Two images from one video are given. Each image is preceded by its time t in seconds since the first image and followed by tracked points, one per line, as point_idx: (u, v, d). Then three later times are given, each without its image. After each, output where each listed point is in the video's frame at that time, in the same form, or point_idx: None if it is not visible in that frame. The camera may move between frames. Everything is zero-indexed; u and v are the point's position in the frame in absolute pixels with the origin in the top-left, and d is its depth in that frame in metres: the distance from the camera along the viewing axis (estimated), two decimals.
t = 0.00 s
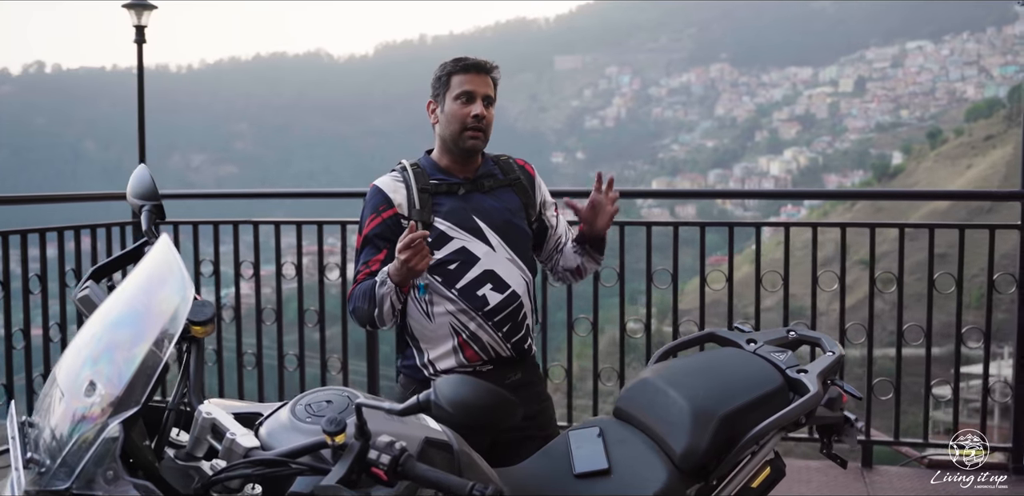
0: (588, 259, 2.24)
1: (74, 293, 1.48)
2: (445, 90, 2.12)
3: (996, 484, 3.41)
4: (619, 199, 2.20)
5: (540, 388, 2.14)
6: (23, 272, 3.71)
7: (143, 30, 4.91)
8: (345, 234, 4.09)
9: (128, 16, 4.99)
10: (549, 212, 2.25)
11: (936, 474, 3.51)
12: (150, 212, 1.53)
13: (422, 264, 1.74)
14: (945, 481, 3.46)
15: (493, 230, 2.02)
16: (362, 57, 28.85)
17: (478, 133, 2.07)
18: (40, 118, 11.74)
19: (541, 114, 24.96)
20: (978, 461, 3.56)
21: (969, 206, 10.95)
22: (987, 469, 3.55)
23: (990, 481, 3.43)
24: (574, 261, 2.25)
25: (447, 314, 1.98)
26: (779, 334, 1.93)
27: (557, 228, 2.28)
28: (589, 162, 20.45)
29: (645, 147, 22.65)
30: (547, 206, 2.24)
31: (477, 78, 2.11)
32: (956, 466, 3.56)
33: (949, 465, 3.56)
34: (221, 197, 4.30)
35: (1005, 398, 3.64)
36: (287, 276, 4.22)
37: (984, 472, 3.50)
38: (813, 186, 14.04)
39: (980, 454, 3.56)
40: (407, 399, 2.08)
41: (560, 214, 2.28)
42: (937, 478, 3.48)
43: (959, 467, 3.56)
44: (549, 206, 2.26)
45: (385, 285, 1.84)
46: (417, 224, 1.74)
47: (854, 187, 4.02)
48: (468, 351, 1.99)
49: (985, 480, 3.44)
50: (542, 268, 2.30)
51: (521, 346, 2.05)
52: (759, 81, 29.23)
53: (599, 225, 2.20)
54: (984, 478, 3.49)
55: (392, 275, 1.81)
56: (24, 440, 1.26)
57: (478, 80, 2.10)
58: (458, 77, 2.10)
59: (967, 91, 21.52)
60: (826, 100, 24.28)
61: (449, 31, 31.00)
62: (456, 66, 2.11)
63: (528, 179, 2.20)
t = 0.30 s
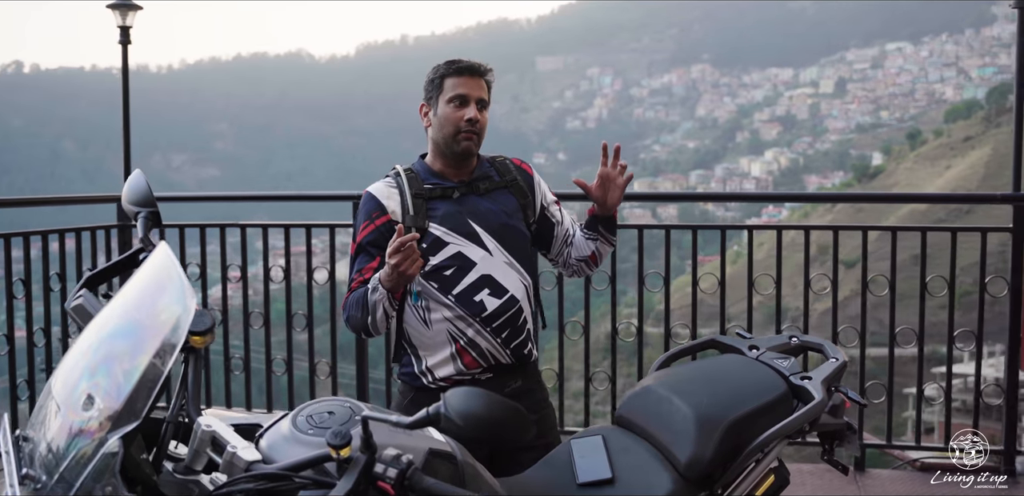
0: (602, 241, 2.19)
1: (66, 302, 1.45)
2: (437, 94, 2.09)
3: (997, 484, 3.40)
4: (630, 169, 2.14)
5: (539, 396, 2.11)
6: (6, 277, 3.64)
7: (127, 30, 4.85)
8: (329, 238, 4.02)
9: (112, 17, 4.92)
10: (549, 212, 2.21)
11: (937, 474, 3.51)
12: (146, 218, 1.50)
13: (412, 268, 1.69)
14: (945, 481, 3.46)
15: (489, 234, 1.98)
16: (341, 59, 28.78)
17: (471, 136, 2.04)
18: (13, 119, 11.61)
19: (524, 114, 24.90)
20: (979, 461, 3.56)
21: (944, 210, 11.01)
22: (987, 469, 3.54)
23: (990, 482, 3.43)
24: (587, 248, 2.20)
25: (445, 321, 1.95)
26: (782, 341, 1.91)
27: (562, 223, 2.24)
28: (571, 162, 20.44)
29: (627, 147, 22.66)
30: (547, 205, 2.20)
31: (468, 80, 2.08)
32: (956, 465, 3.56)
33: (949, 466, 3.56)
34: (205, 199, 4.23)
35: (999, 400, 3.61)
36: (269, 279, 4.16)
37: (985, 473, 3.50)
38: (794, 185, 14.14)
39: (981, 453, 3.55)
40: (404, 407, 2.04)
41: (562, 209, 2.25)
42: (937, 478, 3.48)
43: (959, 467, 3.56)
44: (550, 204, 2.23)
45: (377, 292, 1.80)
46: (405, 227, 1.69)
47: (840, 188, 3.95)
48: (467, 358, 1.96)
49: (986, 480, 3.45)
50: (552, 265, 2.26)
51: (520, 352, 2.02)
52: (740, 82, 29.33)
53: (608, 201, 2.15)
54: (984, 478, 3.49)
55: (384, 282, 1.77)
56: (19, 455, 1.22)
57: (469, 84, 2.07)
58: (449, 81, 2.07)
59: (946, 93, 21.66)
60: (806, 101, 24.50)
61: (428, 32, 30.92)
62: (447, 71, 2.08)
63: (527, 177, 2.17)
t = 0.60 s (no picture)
0: (621, 247, 2.17)
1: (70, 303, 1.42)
2: (436, 97, 2.07)
3: (997, 484, 3.41)
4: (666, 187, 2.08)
5: (543, 399, 2.09)
6: None
7: (117, 29, 4.80)
8: (324, 239, 3.99)
9: (102, 16, 4.88)
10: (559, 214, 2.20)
11: (937, 474, 3.51)
12: (149, 221, 1.48)
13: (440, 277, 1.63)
14: (945, 481, 3.46)
15: (498, 237, 1.96)
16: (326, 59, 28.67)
17: (462, 140, 2.00)
18: None
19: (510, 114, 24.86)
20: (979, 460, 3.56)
21: (928, 211, 11.00)
22: (987, 468, 3.54)
23: (990, 482, 3.43)
24: (606, 251, 2.19)
25: (451, 324, 1.93)
26: (790, 343, 1.90)
27: (571, 226, 2.23)
28: (558, 163, 20.43)
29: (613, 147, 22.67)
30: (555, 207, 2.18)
31: (467, 80, 2.04)
32: (956, 465, 3.56)
33: (949, 466, 3.56)
34: (197, 200, 4.19)
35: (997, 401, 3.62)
36: (261, 279, 4.13)
37: (984, 473, 3.51)
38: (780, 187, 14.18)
39: (980, 453, 3.55)
40: (408, 409, 2.02)
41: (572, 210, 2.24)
42: (937, 478, 3.48)
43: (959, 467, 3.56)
44: (560, 206, 2.22)
45: (398, 301, 1.71)
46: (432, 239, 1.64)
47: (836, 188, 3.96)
48: (472, 362, 1.94)
49: (985, 480, 3.45)
50: (564, 263, 2.25)
51: (527, 356, 2.00)
52: (726, 82, 29.37)
53: (638, 212, 2.11)
54: (984, 478, 3.49)
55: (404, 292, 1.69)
56: (21, 463, 1.20)
57: (463, 86, 2.03)
58: (444, 83, 2.04)
59: (930, 94, 21.82)
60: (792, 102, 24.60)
61: (413, 31, 30.83)
62: (447, 70, 2.04)
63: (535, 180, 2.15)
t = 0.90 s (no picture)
0: (640, 269, 2.27)
1: (72, 308, 1.40)
2: (454, 107, 2.05)
3: (996, 484, 3.41)
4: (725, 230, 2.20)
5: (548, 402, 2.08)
6: None
7: (110, 28, 4.77)
8: (319, 239, 3.96)
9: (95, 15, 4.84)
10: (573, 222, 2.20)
11: (937, 475, 3.52)
12: (157, 224, 1.49)
13: (521, 303, 1.71)
14: (945, 481, 3.46)
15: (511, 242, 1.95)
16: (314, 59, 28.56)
17: (481, 151, 1.97)
18: None
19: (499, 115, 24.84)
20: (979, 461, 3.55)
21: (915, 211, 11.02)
22: (987, 469, 3.54)
23: (990, 482, 3.43)
24: (622, 269, 2.27)
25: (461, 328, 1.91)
26: (799, 345, 1.89)
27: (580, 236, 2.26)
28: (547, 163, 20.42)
29: (602, 148, 22.67)
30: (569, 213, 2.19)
31: (485, 90, 2.01)
32: (956, 465, 3.56)
33: (949, 466, 3.56)
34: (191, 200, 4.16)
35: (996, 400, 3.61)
36: (255, 280, 4.09)
37: (984, 472, 3.51)
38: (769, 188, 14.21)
39: (980, 454, 3.55)
40: (413, 412, 2.00)
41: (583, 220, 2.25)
42: (937, 479, 3.49)
43: (959, 467, 3.56)
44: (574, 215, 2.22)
45: (463, 315, 1.78)
46: (518, 271, 1.72)
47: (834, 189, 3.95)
48: (479, 366, 1.92)
49: (985, 481, 3.45)
50: (571, 272, 2.32)
51: (535, 361, 1.98)
52: (714, 83, 29.41)
53: (687, 247, 2.20)
54: (983, 478, 3.49)
55: (475, 306, 1.76)
56: (28, 471, 1.17)
57: (482, 98, 2.00)
58: (462, 94, 2.02)
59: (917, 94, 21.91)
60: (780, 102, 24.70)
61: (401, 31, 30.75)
62: (463, 79, 2.02)
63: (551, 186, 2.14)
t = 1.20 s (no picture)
0: (632, 284, 2.24)
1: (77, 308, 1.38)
2: (464, 106, 2.03)
3: (996, 484, 3.41)
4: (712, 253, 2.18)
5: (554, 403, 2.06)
6: None
7: (104, 28, 4.73)
8: (316, 239, 3.94)
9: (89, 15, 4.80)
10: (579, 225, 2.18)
11: (937, 474, 3.51)
12: (163, 222, 1.47)
13: (512, 301, 1.71)
14: (945, 481, 3.45)
15: (517, 241, 1.93)
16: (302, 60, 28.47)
17: (490, 149, 1.96)
18: None
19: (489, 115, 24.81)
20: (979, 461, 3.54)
21: (902, 212, 11.04)
22: (987, 469, 3.53)
23: (990, 482, 3.43)
24: (614, 283, 2.24)
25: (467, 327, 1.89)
26: (806, 346, 1.88)
27: (586, 245, 2.23)
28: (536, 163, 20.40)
29: (591, 148, 22.67)
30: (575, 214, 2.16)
31: (493, 89, 1.99)
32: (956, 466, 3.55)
33: (949, 466, 3.55)
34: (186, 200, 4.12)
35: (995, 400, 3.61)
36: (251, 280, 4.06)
37: (984, 472, 3.50)
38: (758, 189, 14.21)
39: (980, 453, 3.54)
40: (420, 412, 1.97)
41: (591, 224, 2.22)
42: (937, 479, 3.48)
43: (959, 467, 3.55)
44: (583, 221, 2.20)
45: (459, 311, 1.77)
46: (512, 268, 1.71)
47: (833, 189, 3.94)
48: (486, 365, 1.91)
49: (985, 480, 3.45)
50: (569, 282, 2.28)
51: (542, 362, 1.97)
52: (704, 82, 29.45)
53: (673, 268, 2.18)
54: (983, 478, 3.49)
55: (470, 303, 1.75)
56: (33, 475, 1.15)
57: (491, 96, 1.98)
58: (472, 92, 2.00)
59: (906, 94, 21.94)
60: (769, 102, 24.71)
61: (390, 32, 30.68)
62: (472, 78, 2.00)
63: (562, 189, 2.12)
